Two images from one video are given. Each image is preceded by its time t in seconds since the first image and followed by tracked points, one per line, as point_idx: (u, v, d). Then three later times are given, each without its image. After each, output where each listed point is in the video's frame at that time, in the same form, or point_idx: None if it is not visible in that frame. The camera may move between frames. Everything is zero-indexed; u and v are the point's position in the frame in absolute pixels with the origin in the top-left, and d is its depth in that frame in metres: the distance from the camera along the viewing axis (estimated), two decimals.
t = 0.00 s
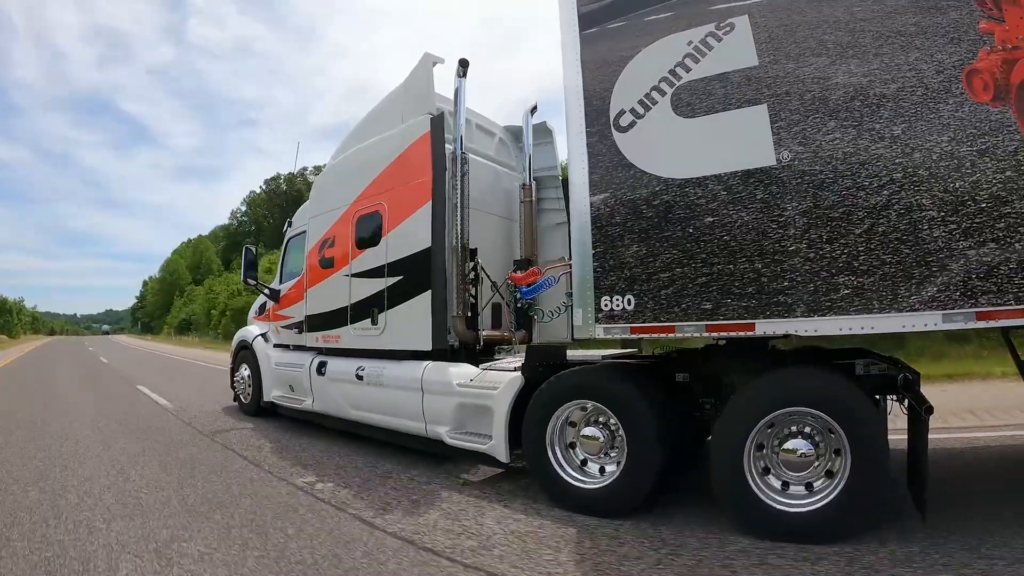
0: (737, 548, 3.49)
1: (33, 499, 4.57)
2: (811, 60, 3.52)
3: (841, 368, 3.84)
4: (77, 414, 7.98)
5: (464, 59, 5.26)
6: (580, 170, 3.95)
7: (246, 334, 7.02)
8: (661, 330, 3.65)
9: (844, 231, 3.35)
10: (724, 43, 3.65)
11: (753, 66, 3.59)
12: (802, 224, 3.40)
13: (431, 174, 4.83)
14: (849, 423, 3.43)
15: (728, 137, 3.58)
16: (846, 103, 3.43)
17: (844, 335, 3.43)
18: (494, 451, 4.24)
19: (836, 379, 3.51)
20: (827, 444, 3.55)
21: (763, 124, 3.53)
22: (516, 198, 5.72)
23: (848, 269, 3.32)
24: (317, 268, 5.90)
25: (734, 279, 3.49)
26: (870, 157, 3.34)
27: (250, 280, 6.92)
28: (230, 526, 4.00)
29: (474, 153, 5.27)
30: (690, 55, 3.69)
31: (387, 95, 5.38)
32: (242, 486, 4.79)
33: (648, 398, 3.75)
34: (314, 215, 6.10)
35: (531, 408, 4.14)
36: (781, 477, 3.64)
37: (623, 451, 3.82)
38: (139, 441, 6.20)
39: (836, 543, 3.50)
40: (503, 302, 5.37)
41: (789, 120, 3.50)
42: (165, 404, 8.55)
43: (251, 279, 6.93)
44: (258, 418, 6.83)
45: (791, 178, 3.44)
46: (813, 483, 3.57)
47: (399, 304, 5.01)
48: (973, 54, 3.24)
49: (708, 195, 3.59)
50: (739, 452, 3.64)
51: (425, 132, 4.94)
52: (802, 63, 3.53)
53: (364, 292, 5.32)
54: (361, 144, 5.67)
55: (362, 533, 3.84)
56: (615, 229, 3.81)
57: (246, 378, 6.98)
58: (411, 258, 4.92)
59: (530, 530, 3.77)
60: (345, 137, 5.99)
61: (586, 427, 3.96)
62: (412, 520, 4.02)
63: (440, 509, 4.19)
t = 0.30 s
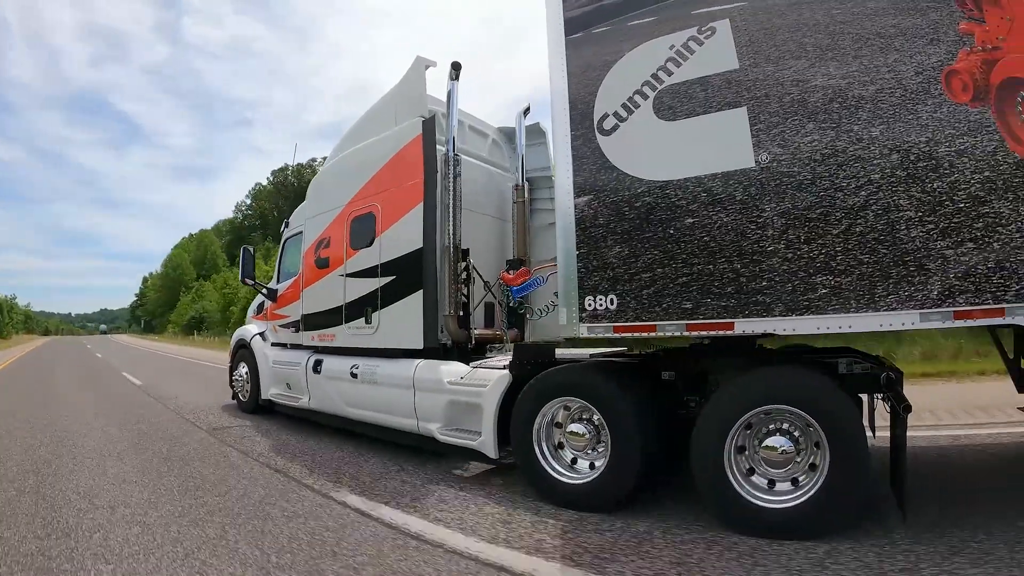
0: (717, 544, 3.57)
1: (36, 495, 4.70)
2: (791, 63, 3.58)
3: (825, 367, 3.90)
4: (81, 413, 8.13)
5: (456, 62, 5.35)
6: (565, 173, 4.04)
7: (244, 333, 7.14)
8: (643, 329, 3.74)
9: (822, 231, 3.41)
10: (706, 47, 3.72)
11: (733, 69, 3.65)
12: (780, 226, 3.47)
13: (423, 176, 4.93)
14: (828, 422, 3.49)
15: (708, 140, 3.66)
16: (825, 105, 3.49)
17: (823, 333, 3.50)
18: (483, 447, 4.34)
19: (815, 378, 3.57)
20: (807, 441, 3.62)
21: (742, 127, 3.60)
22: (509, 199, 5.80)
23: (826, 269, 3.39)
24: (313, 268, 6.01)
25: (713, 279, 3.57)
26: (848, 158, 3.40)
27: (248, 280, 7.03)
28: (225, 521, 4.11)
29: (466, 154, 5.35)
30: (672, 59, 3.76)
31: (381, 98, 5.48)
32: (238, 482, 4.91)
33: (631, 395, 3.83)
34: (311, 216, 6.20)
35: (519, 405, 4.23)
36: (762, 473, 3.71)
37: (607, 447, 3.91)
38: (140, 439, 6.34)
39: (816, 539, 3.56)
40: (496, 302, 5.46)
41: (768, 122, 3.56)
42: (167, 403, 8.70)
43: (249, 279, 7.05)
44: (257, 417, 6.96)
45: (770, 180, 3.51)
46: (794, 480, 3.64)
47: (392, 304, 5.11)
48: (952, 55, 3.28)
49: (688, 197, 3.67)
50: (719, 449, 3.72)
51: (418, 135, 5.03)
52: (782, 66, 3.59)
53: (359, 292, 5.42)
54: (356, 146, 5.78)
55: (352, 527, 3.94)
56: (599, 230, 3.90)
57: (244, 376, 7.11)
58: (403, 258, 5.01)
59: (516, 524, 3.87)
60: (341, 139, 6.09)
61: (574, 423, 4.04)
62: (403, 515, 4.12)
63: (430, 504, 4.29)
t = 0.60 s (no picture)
0: (697, 541, 3.65)
1: (38, 493, 4.84)
2: (770, 68, 3.64)
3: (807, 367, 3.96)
4: (84, 413, 8.28)
5: (448, 67, 5.45)
6: (550, 177, 4.14)
7: (242, 333, 7.26)
8: (624, 329, 3.84)
9: (799, 234, 3.49)
10: (687, 53, 3.79)
11: (713, 75, 3.73)
12: (758, 229, 3.55)
13: (414, 180, 5.03)
14: (806, 422, 3.56)
15: (688, 145, 3.74)
16: (803, 110, 3.56)
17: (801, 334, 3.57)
18: (472, 445, 4.44)
19: (794, 378, 3.64)
20: (787, 441, 3.69)
21: (721, 132, 3.68)
22: (502, 202, 5.89)
23: (803, 271, 3.47)
24: (308, 269, 6.13)
25: (693, 281, 3.66)
26: (825, 162, 3.47)
27: (246, 281, 7.15)
28: (219, 518, 4.23)
29: (459, 157, 5.45)
30: (654, 66, 3.85)
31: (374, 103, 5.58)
32: (234, 480, 5.03)
33: (614, 395, 3.92)
34: (307, 218, 6.32)
35: (506, 404, 4.32)
36: (743, 472, 3.79)
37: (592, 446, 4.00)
38: (140, 439, 6.47)
39: (794, 537, 3.64)
40: (488, 303, 5.56)
41: (747, 127, 3.64)
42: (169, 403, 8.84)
43: (246, 280, 7.16)
44: (255, 416, 7.08)
45: (748, 183, 3.59)
46: (774, 479, 3.71)
47: (384, 305, 5.21)
48: (930, 59, 3.32)
49: (669, 201, 3.76)
50: (700, 447, 3.80)
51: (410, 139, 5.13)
52: (761, 72, 3.65)
53: (352, 293, 5.53)
54: (351, 150, 5.89)
55: (342, 523, 4.05)
56: (582, 233, 4.01)
57: (241, 377, 7.23)
58: (395, 260, 5.12)
59: (502, 521, 3.96)
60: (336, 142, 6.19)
61: (559, 422, 4.14)
62: (392, 511, 4.22)
63: (420, 501, 4.40)
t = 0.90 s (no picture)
0: (676, 538, 3.72)
1: (37, 490, 4.97)
2: (751, 71, 3.69)
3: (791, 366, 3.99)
4: (86, 412, 8.43)
5: (440, 71, 5.52)
6: (535, 180, 4.22)
7: (238, 333, 7.36)
8: (606, 330, 3.93)
9: (777, 236, 3.54)
10: (669, 57, 3.85)
11: (695, 79, 3.79)
12: (736, 231, 3.61)
13: (405, 182, 5.11)
14: (784, 422, 3.60)
15: (669, 149, 3.81)
16: (782, 113, 3.60)
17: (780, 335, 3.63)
18: (460, 444, 4.52)
19: (773, 378, 3.70)
20: (766, 441, 3.74)
21: (702, 136, 3.74)
22: (494, 204, 5.96)
23: (781, 272, 3.52)
24: (303, 270, 6.23)
25: (672, 282, 3.74)
26: (804, 165, 3.52)
27: (242, 281, 7.25)
28: (211, 514, 4.33)
29: (450, 159, 5.52)
30: (636, 70, 3.91)
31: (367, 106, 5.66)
32: (228, 478, 5.13)
33: (597, 395, 3.99)
34: (302, 219, 6.42)
35: (493, 403, 4.40)
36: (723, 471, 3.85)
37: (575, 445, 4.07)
38: (139, 437, 6.60)
39: (772, 535, 3.70)
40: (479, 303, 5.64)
41: (727, 131, 3.70)
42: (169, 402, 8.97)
43: (242, 280, 7.26)
44: (252, 415, 7.19)
45: (727, 186, 3.66)
46: (753, 478, 3.77)
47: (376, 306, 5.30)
48: (910, 62, 3.34)
49: (650, 204, 3.83)
50: (681, 446, 3.86)
51: (401, 142, 5.21)
52: (741, 76, 3.70)
53: (345, 294, 5.62)
54: (345, 152, 5.98)
55: (330, 519, 4.14)
56: (565, 235, 4.10)
57: (238, 376, 7.33)
58: (386, 261, 5.20)
59: (486, 518, 4.04)
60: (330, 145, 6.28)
61: (544, 421, 4.22)
62: (380, 508, 4.31)
63: (408, 498, 4.48)
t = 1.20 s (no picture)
0: (659, 537, 3.78)
1: (39, 488, 5.09)
2: (732, 76, 3.74)
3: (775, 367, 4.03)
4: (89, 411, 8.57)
5: (432, 74, 5.59)
6: (522, 184, 4.30)
7: (235, 333, 7.45)
8: (589, 331, 3.99)
9: (757, 239, 3.59)
10: (653, 63, 3.91)
11: (677, 84, 3.84)
12: (717, 234, 3.67)
13: (397, 185, 5.18)
14: (764, 423, 3.65)
15: (651, 153, 3.87)
16: (763, 118, 3.65)
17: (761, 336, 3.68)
18: (450, 442, 4.60)
19: (754, 380, 3.75)
20: (748, 441, 3.79)
21: (684, 140, 3.79)
22: (487, 206, 6.03)
23: (761, 275, 3.58)
24: (298, 271, 6.32)
25: (654, 285, 3.81)
26: (784, 169, 3.57)
27: (240, 282, 7.35)
28: (205, 512, 4.43)
29: (443, 161, 5.58)
30: (621, 75, 3.97)
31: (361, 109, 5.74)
32: (223, 476, 5.23)
33: (581, 395, 4.05)
34: (297, 221, 6.51)
35: (481, 403, 4.47)
36: (706, 470, 3.90)
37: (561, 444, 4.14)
38: (139, 436, 6.72)
39: (753, 535, 3.75)
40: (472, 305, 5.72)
41: (708, 135, 3.75)
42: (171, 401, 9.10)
43: (239, 281, 7.35)
44: (251, 414, 7.29)
45: (709, 190, 3.71)
46: (735, 478, 3.82)
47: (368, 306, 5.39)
48: (889, 66, 3.37)
49: (633, 208, 3.90)
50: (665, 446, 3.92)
51: (393, 146, 5.29)
52: (723, 80, 3.75)
53: (339, 294, 5.71)
54: (339, 155, 6.06)
55: (321, 517, 4.23)
56: (551, 239, 4.17)
57: (235, 375, 7.42)
58: (378, 262, 5.28)
59: (473, 516, 4.11)
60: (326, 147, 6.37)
61: (531, 420, 4.28)
62: (370, 506, 4.40)
63: (398, 496, 4.57)
